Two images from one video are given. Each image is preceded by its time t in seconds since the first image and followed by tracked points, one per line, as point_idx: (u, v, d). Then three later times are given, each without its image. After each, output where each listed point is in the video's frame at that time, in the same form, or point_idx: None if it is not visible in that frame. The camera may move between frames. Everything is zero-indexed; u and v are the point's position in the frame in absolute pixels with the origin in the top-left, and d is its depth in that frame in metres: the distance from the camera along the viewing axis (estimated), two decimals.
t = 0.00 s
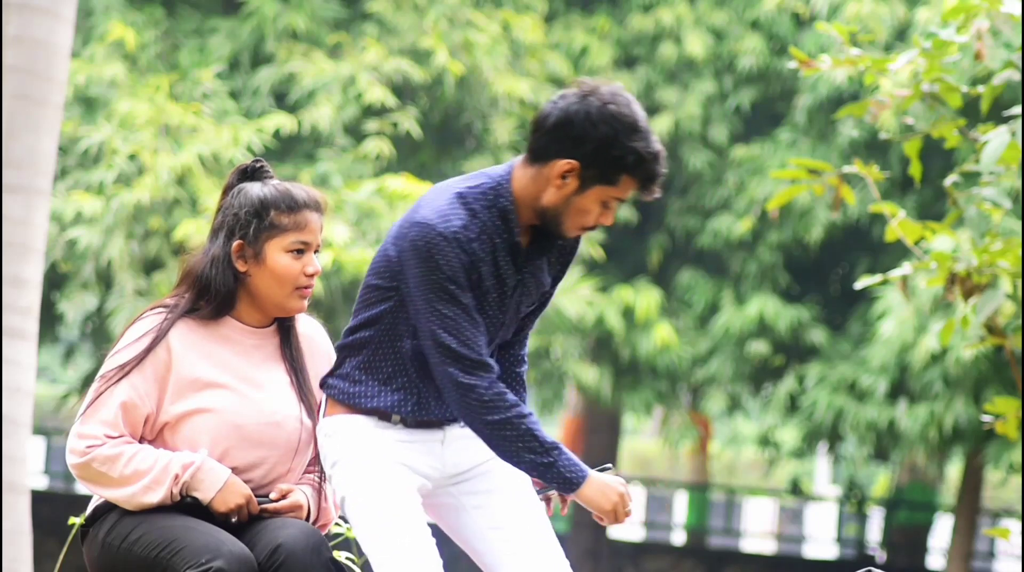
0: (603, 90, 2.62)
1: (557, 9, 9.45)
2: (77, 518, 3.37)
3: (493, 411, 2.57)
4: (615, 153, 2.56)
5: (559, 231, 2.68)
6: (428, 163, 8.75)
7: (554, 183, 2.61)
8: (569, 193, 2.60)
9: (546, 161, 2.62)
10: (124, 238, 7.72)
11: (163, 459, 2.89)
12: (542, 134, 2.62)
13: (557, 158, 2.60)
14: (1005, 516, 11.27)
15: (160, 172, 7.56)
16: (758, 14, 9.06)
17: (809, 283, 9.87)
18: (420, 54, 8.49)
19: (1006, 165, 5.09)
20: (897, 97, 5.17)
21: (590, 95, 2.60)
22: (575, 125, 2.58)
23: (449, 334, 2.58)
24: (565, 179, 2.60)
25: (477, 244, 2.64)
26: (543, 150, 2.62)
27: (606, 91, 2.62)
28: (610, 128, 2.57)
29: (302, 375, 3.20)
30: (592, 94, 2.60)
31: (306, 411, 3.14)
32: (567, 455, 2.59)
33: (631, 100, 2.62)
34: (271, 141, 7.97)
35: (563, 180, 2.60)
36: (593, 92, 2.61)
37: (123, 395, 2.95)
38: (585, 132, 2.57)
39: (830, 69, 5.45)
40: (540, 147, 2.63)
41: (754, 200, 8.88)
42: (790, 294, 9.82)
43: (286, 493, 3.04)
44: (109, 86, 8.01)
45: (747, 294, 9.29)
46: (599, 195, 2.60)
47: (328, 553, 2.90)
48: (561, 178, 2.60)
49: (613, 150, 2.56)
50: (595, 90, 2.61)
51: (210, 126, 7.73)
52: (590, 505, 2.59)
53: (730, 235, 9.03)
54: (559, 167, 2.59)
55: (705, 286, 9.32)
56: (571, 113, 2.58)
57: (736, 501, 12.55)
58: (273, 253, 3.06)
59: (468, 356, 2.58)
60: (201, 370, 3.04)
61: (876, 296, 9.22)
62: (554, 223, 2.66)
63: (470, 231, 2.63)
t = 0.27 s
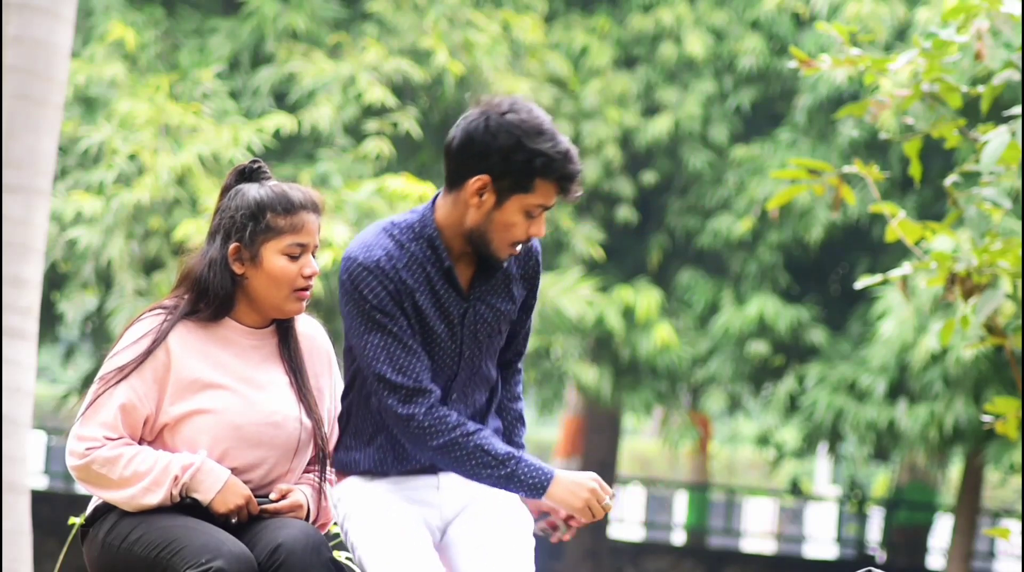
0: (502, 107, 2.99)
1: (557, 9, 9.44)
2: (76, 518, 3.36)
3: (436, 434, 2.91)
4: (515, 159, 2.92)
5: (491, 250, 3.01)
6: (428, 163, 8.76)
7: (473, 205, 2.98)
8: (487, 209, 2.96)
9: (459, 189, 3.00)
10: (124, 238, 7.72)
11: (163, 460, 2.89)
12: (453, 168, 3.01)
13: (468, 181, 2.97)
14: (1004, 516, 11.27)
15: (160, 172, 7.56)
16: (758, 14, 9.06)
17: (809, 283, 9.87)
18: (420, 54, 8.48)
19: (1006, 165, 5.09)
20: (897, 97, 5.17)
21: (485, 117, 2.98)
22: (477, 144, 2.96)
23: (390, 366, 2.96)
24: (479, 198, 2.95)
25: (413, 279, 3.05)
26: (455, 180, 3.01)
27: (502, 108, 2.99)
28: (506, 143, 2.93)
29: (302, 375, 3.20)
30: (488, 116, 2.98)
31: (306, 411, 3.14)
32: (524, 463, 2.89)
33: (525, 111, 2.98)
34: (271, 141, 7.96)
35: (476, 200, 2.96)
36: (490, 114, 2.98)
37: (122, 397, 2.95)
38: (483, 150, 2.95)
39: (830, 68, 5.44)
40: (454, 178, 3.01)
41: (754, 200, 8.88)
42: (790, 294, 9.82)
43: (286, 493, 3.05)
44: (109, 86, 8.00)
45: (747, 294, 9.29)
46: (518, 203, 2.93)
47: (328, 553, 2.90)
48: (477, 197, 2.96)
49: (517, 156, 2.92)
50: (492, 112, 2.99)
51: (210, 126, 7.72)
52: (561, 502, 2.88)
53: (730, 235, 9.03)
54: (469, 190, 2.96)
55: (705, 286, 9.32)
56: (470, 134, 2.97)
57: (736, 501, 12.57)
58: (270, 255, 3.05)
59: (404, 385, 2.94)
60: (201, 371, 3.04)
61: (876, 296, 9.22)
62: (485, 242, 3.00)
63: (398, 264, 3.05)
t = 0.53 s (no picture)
0: (445, 155, 3.14)
1: (557, 9, 9.44)
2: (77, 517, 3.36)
3: (401, 489, 3.01)
4: (463, 200, 3.05)
5: (455, 291, 3.11)
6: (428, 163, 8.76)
7: (431, 250, 3.10)
8: (443, 252, 3.07)
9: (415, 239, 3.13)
10: (124, 238, 7.72)
11: (162, 463, 2.90)
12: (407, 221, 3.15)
13: (423, 226, 3.10)
14: (1004, 516, 11.28)
15: (160, 172, 7.56)
16: (758, 14, 9.06)
17: (810, 282, 9.88)
18: (420, 54, 8.49)
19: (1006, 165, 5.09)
20: (897, 97, 5.17)
21: (429, 167, 3.12)
22: (426, 193, 3.10)
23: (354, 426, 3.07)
24: (434, 241, 3.08)
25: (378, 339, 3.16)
26: (411, 232, 3.14)
27: (444, 154, 3.14)
28: (449, 186, 3.07)
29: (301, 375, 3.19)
30: (432, 165, 3.12)
31: (305, 412, 3.14)
32: (489, 509, 2.98)
33: (462, 155, 3.12)
34: (271, 141, 7.97)
35: (432, 242, 3.08)
36: (433, 162, 3.13)
37: (121, 400, 2.96)
38: (431, 196, 3.09)
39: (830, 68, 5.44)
40: (411, 230, 3.15)
41: (754, 200, 8.88)
42: (790, 294, 9.83)
43: (286, 494, 3.04)
44: (109, 86, 8.00)
45: (747, 294, 9.30)
46: (470, 244, 3.05)
47: (328, 553, 2.89)
48: (432, 242, 3.09)
49: (461, 197, 3.05)
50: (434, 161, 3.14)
51: (210, 125, 7.72)
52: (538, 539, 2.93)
53: (730, 235, 9.03)
54: (425, 233, 3.09)
55: (705, 286, 9.32)
56: (419, 183, 3.12)
57: (735, 501, 12.53)
58: (268, 258, 3.05)
59: (367, 448, 3.04)
60: (199, 374, 3.04)
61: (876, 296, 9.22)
62: (448, 285, 3.10)
63: (361, 325, 3.17)
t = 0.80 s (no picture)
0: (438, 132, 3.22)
1: (557, 9, 9.44)
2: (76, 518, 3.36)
3: (398, 464, 3.02)
4: (456, 171, 3.12)
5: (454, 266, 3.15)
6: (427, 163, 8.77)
7: (427, 225, 3.16)
8: (438, 225, 3.13)
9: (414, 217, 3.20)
10: (124, 238, 7.72)
11: (161, 465, 2.90)
12: (407, 199, 3.23)
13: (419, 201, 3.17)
14: (1004, 516, 11.29)
15: (160, 172, 7.56)
16: (758, 14, 9.05)
17: (810, 282, 9.89)
18: (420, 54, 8.48)
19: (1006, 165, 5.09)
20: (898, 97, 5.17)
21: (425, 146, 3.20)
22: (420, 173, 3.18)
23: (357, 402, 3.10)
24: (430, 216, 3.14)
25: (385, 319, 3.20)
26: (409, 211, 3.21)
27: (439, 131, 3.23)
28: (442, 159, 3.15)
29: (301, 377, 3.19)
30: (427, 144, 3.21)
31: (305, 414, 3.14)
32: (481, 486, 2.97)
33: (456, 130, 3.20)
34: (271, 140, 7.97)
35: (428, 216, 3.15)
36: (428, 142, 3.21)
37: (120, 403, 2.96)
38: (428, 172, 3.17)
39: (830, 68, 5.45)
40: (408, 210, 3.22)
41: (754, 200, 8.88)
42: (791, 293, 9.83)
43: (286, 494, 3.04)
44: (109, 86, 8.00)
45: (747, 294, 9.30)
46: (464, 214, 3.10)
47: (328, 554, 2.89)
48: (429, 217, 3.15)
49: (454, 170, 3.12)
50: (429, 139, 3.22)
51: (210, 125, 7.71)
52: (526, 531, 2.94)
53: (730, 234, 9.03)
54: (420, 209, 3.15)
55: (705, 286, 9.32)
56: (415, 163, 3.20)
57: (735, 501, 12.53)
58: (268, 262, 3.05)
59: (369, 424, 3.06)
60: (198, 377, 3.04)
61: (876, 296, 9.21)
62: (447, 262, 3.14)
63: (367, 307, 3.21)
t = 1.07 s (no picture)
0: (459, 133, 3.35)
1: (557, 9, 9.44)
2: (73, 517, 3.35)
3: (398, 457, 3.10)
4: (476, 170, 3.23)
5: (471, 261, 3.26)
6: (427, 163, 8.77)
7: (446, 221, 3.27)
8: (457, 221, 3.25)
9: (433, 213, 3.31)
10: (124, 238, 7.72)
11: (162, 468, 2.90)
12: (427, 197, 3.34)
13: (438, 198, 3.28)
14: (1004, 516, 11.29)
15: (160, 172, 7.56)
16: (758, 14, 9.05)
17: (810, 282, 9.89)
18: (420, 54, 8.48)
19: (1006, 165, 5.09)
20: (898, 97, 5.16)
21: (447, 147, 3.32)
22: (441, 171, 3.30)
23: (367, 393, 3.18)
24: (449, 212, 3.26)
25: (397, 314, 3.30)
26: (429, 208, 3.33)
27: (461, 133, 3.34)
28: (464, 157, 3.26)
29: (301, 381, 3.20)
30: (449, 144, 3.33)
31: (304, 416, 3.14)
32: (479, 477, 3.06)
33: (479, 133, 3.32)
34: (271, 140, 7.97)
35: (446, 212, 3.25)
36: (450, 142, 3.33)
37: (120, 407, 2.95)
38: (449, 170, 3.28)
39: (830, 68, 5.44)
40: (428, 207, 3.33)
41: (753, 200, 8.88)
42: (791, 293, 9.84)
43: (286, 496, 3.05)
44: (109, 86, 8.00)
45: (747, 294, 9.31)
46: (484, 210, 3.21)
47: (328, 554, 2.89)
48: (447, 213, 3.26)
49: (476, 168, 3.24)
50: (451, 139, 3.34)
51: (210, 125, 7.70)
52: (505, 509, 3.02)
53: (730, 234, 9.03)
54: (439, 205, 3.27)
55: (705, 286, 9.32)
56: (436, 162, 3.32)
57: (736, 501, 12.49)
58: (276, 269, 3.06)
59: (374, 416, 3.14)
60: (198, 381, 3.04)
61: (876, 296, 9.21)
62: (465, 257, 3.25)
63: (381, 303, 3.30)
